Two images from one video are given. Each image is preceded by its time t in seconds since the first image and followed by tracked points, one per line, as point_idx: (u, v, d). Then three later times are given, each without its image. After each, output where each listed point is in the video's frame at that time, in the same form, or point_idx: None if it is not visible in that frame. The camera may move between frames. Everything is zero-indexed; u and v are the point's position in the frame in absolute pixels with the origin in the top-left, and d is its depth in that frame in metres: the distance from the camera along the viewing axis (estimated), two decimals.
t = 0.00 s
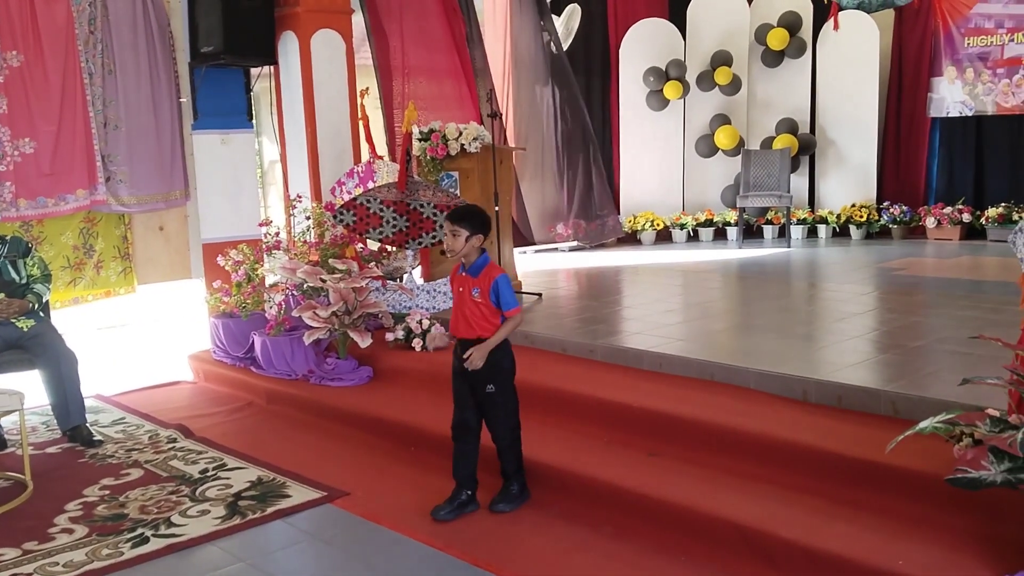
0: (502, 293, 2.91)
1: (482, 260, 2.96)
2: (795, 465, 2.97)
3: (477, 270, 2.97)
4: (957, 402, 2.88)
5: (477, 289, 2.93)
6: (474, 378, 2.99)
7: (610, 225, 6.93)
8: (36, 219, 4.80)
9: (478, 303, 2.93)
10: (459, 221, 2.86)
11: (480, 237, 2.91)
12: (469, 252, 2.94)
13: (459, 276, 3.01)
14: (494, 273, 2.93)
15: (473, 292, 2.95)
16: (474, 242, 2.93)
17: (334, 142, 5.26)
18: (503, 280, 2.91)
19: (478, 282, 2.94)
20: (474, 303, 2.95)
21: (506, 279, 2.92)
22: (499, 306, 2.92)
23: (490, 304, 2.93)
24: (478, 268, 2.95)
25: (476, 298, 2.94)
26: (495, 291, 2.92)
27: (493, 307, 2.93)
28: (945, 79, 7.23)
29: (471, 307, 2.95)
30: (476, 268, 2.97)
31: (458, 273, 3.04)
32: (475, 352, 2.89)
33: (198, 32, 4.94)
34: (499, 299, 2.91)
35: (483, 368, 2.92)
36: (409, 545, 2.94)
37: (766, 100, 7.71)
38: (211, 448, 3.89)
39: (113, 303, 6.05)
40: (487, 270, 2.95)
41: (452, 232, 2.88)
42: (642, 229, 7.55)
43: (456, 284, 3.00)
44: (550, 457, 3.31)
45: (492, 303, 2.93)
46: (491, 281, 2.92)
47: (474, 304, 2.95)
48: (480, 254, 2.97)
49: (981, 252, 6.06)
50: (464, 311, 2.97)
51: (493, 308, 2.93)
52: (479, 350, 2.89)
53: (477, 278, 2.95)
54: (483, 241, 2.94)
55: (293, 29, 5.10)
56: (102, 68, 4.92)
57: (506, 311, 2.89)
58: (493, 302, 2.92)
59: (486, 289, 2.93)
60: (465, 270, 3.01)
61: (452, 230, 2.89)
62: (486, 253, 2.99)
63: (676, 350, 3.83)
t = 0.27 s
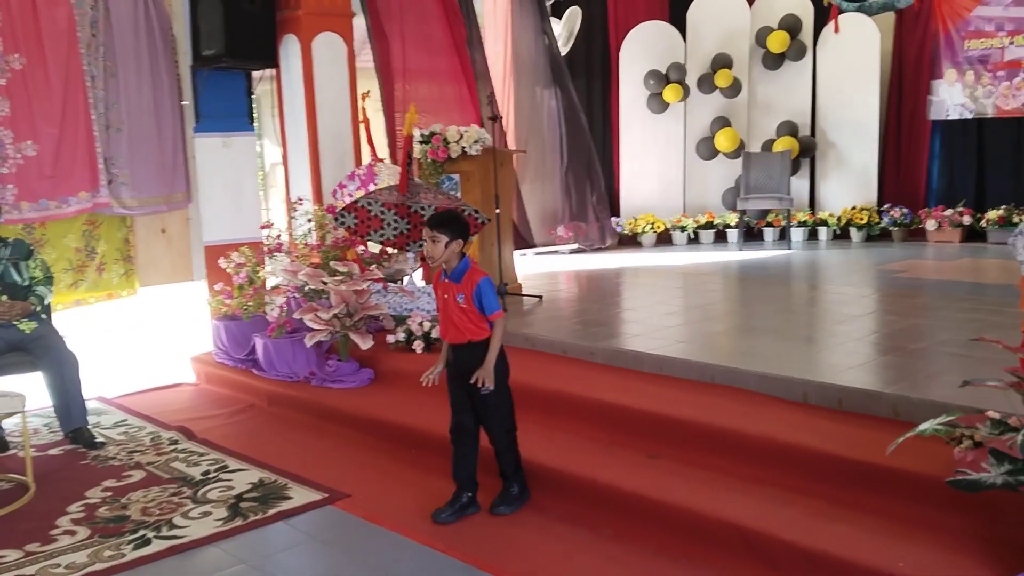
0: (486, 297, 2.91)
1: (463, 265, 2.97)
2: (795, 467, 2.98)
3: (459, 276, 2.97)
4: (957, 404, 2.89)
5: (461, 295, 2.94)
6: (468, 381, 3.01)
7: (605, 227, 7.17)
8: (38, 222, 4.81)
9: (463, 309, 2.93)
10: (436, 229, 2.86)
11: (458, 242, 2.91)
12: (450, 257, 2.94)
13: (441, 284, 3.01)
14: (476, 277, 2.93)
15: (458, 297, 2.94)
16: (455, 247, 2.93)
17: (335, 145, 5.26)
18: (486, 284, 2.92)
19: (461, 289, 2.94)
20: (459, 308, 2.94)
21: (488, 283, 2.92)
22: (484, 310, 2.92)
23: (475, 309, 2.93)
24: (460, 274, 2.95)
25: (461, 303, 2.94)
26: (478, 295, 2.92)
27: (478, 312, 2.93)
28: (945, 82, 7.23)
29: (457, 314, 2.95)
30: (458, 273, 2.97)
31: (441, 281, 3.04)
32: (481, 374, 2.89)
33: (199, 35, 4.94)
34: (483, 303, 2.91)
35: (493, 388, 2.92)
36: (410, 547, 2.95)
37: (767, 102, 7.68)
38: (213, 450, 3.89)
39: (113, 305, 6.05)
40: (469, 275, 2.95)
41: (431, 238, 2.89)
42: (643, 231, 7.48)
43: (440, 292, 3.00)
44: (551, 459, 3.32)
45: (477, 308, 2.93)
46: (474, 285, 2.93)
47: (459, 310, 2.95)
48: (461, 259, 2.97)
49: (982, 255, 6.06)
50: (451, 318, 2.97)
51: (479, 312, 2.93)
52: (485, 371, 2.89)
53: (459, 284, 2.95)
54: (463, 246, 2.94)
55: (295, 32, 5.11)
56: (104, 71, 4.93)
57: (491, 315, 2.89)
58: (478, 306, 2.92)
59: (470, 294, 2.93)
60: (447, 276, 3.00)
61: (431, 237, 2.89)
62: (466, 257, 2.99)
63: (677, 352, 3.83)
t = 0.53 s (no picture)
0: (479, 301, 2.91)
1: (453, 269, 2.96)
2: (798, 470, 2.98)
3: (449, 280, 2.96)
4: (960, 408, 2.88)
5: (454, 300, 2.93)
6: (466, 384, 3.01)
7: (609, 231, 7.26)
8: (41, 224, 4.81)
9: (457, 314, 2.93)
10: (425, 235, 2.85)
11: (448, 246, 2.90)
12: (440, 261, 2.93)
13: (433, 289, 3.00)
14: (467, 280, 2.93)
15: (450, 302, 2.94)
16: (445, 251, 2.92)
17: (337, 147, 5.27)
18: (478, 287, 2.91)
19: (453, 293, 2.94)
20: (452, 313, 2.94)
21: (480, 286, 2.92)
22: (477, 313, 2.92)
23: (468, 313, 2.93)
24: (451, 278, 2.94)
25: (453, 308, 2.94)
26: (470, 299, 2.91)
27: (471, 316, 2.93)
28: (948, 85, 7.21)
29: (450, 318, 2.95)
30: (449, 278, 2.97)
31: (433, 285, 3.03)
32: (479, 379, 2.90)
33: (201, 37, 4.94)
34: (476, 307, 2.91)
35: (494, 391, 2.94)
36: (412, 550, 2.95)
37: (768, 105, 7.69)
38: (214, 453, 3.89)
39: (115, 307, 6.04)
40: (460, 279, 2.95)
41: (421, 244, 2.88)
42: (644, 234, 7.52)
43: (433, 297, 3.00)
44: (553, 462, 3.31)
45: (470, 312, 2.92)
46: (466, 289, 2.92)
47: (452, 314, 2.95)
48: (451, 263, 2.96)
49: (984, 258, 6.06)
50: (445, 322, 2.98)
51: (472, 316, 2.93)
52: (484, 374, 2.90)
53: (451, 288, 2.94)
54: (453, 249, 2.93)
55: (297, 35, 5.12)
56: (107, 74, 4.95)
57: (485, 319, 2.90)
58: (471, 310, 2.92)
59: (462, 298, 2.92)
60: (437, 281, 2.99)
61: (420, 242, 2.88)
62: (456, 261, 2.98)
63: (679, 355, 3.83)
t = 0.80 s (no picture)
0: (481, 305, 2.93)
1: (455, 273, 2.97)
2: (801, 475, 2.98)
3: (451, 284, 2.96)
4: (963, 413, 2.89)
5: (455, 304, 2.94)
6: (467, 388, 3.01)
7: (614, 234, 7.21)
8: (45, 227, 4.82)
9: (459, 318, 2.94)
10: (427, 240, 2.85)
11: (450, 250, 2.91)
12: (442, 266, 2.94)
13: (434, 293, 3.01)
14: (469, 284, 2.94)
15: (452, 307, 2.95)
16: (447, 256, 2.93)
17: (341, 150, 5.28)
18: (480, 291, 2.93)
19: (454, 297, 2.95)
20: (455, 318, 2.96)
21: (482, 290, 2.93)
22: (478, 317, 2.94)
23: (471, 317, 2.94)
24: (452, 283, 2.95)
25: (455, 313, 2.95)
26: (472, 304, 2.93)
27: (473, 320, 2.94)
28: (950, 90, 7.24)
29: (452, 322, 2.97)
30: (450, 282, 2.97)
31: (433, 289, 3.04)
32: (484, 384, 2.92)
33: (205, 40, 4.95)
34: (478, 312, 2.92)
35: (497, 395, 2.96)
36: (416, 552, 2.95)
37: (771, 109, 7.72)
38: (218, 455, 3.90)
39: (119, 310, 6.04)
40: (462, 283, 2.95)
41: (424, 248, 2.87)
42: (647, 238, 7.51)
43: (434, 301, 3.00)
44: (556, 465, 3.32)
45: (472, 316, 2.94)
46: (468, 294, 2.93)
47: (454, 318, 2.96)
48: (452, 267, 2.97)
49: (986, 263, 6.06)
50: (446, 326, 2.99)
51: (474, 320, 2.95)
52: (487, 379, 2.92)
53: (452, 293, 2.95)
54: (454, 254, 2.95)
55: (301, 38, 5.13)
56: (111, 77, 4.96)
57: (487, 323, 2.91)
58: (473, 314, 2.93)
59: (464, 302, 2.93)
60: (438, 285, 3.00)
61: (423, 247, 2.88)
62: (457, 265, 2.99)
63: (681, 359, 3.83)
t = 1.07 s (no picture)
0: (485, 306, 2.93)
1: (460, 275, 2.98)
2: (803, 478, 2.98)
3: (456, 286, 2.98)
4: (965, 416, 2.89)
5: (460, 305, 2.95)
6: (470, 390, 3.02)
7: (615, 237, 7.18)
8: (48, 228, 4.83)
9: (463, 319, 2.95)
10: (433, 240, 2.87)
11: (456, 251, 2.93)
12: (448, 267, 2.96)
13: (438, 295, 3.02)
14: (473, 286, 2.95)
15: (456, 308, 2.95)
16: (453, 257, 2.96)
17: (344, 152, 5.29)
18: (484, 292, 2.94)
19: (459, 298, 2.96)
20: (458, 319, 2.96)
21: (486, 292, 2.94)
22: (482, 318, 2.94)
23: (475, 318, 2.95)
24: (456, 284, 2.97)
25: (459, 314, 2.95)
26: (477, 305, 2.93)
27: (477, 321, 2.95)
28: (952, 93, 7.24)
29: (456, 323, 2.97)
30: (455, 283, 2.98)
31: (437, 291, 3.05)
32: (487, 386, 2.92)
33: (209, 42, 4.95)
34: (482, 313, 2.93)
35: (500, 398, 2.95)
36: (418, 554, 2.96)
37: (774, 113, 7.72)
38: (220, 456, 3.90)
39: (122, 311, 6.05)
40: (466, 284, 2.97)
41: (430, 249, 2.91)
42: (649, 240, 7.55)
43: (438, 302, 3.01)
44: (558, 468, 3.32)
45: (476, 317, 2.94)
46: (472, 295, 2.95)
47: (458, 319, 2.96)
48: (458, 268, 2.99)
49: (988, 266, 6.06)
50: (450, 327, 2.99)
51: (478, 321, 2.95)
52: (491, 381, 2.91)
53: (457, 293, 2.96)
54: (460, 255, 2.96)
55: (304, 41, 5.15)
56: (115, 78, 4.97)
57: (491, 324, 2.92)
58: (477, 316, 2.94)
59: (468, 303, 2.94)
60: (443, 286, 3.01)
61: (430, 247, 2.91)
62: (462, 267, 3.01)
63: (683, 362, 3.84)
